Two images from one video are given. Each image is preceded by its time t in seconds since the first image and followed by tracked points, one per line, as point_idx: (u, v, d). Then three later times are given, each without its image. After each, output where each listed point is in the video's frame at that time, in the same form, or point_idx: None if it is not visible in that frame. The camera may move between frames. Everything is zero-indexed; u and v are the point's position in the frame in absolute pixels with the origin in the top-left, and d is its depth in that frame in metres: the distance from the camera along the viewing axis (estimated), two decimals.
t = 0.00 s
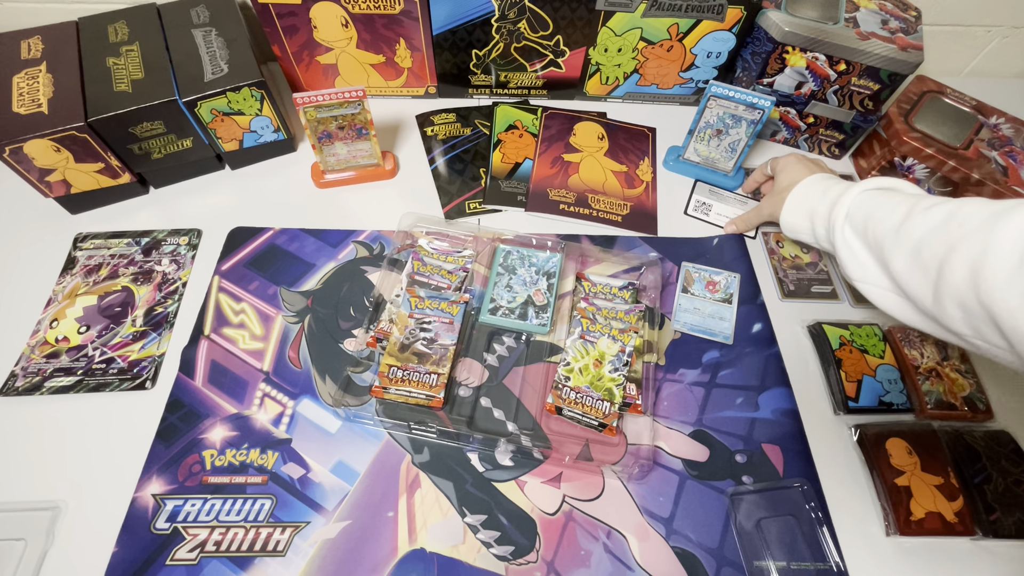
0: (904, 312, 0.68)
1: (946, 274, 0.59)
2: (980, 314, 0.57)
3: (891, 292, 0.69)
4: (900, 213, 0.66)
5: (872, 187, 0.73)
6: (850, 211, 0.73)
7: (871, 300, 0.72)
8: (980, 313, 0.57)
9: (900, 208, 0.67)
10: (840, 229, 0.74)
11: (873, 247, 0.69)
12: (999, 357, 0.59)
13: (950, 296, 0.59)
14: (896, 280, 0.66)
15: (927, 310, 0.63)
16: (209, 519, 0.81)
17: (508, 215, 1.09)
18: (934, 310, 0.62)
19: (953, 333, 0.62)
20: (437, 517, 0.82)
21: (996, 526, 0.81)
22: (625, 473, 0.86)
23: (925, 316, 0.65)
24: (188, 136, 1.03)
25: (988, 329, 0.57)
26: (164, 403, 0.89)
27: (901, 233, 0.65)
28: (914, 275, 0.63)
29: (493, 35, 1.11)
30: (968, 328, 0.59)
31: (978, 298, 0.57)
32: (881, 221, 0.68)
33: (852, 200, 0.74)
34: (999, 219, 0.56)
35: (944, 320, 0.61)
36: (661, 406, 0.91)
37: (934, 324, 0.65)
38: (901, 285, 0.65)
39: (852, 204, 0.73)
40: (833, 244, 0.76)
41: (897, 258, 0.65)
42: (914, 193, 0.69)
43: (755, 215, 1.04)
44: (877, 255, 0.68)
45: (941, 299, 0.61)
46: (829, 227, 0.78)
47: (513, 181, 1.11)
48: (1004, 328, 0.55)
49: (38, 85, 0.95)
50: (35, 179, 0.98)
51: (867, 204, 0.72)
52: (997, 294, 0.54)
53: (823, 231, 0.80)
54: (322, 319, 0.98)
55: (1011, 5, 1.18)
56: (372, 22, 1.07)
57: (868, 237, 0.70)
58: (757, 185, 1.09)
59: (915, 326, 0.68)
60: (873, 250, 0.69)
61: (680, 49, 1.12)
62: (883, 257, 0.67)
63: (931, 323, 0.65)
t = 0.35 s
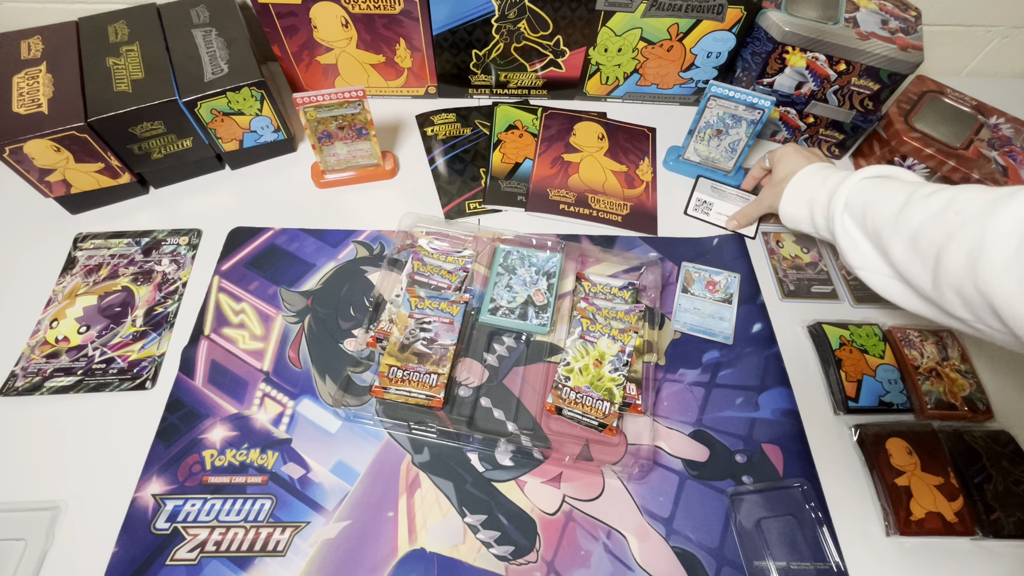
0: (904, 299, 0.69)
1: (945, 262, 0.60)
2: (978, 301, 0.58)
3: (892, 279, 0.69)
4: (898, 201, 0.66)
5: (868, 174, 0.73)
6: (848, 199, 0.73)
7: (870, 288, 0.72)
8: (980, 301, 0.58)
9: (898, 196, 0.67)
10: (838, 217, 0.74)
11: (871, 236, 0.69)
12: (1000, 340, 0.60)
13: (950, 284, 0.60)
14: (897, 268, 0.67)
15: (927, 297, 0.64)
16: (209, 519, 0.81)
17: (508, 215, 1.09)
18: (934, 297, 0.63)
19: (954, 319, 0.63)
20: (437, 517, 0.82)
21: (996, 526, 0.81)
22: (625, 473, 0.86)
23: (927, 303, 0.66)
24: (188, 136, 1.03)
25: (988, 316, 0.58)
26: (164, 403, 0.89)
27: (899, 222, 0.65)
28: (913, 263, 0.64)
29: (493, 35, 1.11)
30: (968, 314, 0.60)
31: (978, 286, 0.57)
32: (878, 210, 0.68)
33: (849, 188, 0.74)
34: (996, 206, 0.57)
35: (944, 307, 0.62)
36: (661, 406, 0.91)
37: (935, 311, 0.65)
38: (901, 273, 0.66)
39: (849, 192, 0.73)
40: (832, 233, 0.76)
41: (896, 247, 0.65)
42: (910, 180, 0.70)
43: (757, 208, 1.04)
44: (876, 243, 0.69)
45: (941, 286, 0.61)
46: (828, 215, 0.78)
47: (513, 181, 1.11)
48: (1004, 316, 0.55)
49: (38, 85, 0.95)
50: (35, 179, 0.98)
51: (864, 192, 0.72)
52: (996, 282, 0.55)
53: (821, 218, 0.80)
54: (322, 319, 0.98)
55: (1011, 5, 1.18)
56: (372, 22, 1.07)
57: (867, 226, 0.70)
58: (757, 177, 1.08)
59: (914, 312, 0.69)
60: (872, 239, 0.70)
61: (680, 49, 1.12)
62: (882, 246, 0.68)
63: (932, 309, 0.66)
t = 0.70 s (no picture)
0: (957, 286, 0.68)
1: None
2: None
3: (950, 262, 0.68)
4: (985, 183, 0.64)
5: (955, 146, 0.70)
6: (928, 169, 0.71)
7: (924, 266, 0.71)
8: None
9: (989, 177, 0.64)
10: (911, 187, 0.72)
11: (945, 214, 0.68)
12: None
13: None
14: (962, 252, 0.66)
15: (990, 289, 0.63)
16: (209, 519, 0.81)
17: (508, 215, 1.09)
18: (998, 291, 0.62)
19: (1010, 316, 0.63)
20: (437, 517, 0.82)
21: (996, 526, 0.81)
22: (625, 473, 0.86)
23: (984, 295, 0.65)
24: (188, 136, 1.03)
25: None
26: (164, 403, 0.89)
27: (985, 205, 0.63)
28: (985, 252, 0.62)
29: (493, 35, 1.11)
30: None
31: None
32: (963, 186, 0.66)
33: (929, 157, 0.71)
34: None
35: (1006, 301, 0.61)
36: (661, 406, 0.91)
37: (990, 305, 0.65)
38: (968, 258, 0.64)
39: (931, 162, 0.71)
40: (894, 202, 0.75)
41: (970, 231, 0.64)
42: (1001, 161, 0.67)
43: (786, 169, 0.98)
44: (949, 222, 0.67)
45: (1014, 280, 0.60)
46: (893, 182, 0.76)
47: (513, 181, 1.11)
48: None
49: (38, 85, 0.95)
50: (35, 179, 0.98)
51: (947, 164, 0.69)
52: None
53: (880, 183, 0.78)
54: (322, 319, 0.98)
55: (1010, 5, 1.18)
56: (372, 22, 1.07)
57: (941, 201, 0.68)
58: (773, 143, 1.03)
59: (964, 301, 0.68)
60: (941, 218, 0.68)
61: (680, 49, 1.12)
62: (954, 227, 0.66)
63: (987, 302, 0.65)
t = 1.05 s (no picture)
0: (916, 322, 0.68)
1: (976, 285, 0.58)
2: (1009, 326, 0.57)
3: (904, 302, 0.68)
4: (914, 220, 0.66)
5: (874, 192, 0.73)
6: (857, 217, 0.72)
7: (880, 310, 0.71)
8: (1008, 325, 0.57)
9: (914, 215, 0.66)
10: (847, 237, 0.73)
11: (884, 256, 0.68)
12: None
13: (977, 309, 0.59)
14: (912, 291, 0.66)
15: (946, 321, 0.63)
16: (209, 519, 0.81)
17: (508, 215, 1.09)
18: (957, 322, 0.61)
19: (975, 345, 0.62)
20: (437, 517, 0.82)
21: (996, 526, 0.81)
22: (625, 473, 0.86)
23: (942, 327, 0.65)
24: (188, 136, 1.03)
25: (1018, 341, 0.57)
26: (164, 403, 0.89)
27: (918, 242, 0.64)
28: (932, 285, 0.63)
29: (493, 35, 1.11)
30: (995, 340, 0.59)
31: (1008, 310, 0.56)
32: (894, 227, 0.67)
33: (857, 206, 0.73)
34: None
35: (968, 332, 0.61)
36: (661, 406, 0.91)
37: (949, 335, 0.65)
38: (920, 296, 0.64)
39: (858, 210, 0.72)
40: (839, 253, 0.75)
41: (915, 269, 0.64)
42: (918, 199, 0.69)
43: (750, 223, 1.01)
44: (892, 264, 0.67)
45: (966, 310, 0.60)
46: (832, 234, 0.77)
47: (513, 181, 1.11)
48: None
49: (39, 85, 0.95)
50: (35, 179, 0.98)
51: (874, 211, 0.70)
52: None
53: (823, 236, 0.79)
54: (322, 319, 0.98)
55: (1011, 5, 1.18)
56: (372, 22, 1.07)
57: (879, 246, 0.69)
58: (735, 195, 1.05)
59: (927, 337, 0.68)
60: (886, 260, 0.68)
61: (680, 49, 1.12)
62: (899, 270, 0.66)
63: (947, 333, 0.65)
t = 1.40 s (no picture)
0: (916, 336, 0.68)
1: (975, 302, 0.58)
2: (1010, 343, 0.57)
3: (903, 316, 0.68)
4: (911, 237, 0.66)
5: (870, 207, 0.73)
6: (853, 232, 0.73)
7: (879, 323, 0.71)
8: (1009, 342, 0.57)
9: (912, 230, 0.66)
10: (844, 251, 0.73)
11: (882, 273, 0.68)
12: None
13: (979, 326, 0.59)
14: (912, 307, 0.66)
15: (946, 336, 0.63)
16: (209, 519, 0.81)
17: (508, 215, 1.09)
18: (957, 338, 0.61)
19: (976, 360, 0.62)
20: (437, 517, 0.82)
21: (996, 526, 0.81)
22: (625, 473, 0.86)
23: (943, 342, 0.64)
24: (188, 136, 1.03)
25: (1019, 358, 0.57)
26: (164, 403, 0.89)
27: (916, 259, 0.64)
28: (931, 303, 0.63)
29: (493, 35, 1.11)
30: (996, 357, 0.59)
31: (1011, 328, 0.56)
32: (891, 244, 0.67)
33: (853, 222, 0.73)
34: None
35: (969, 348, 0.61)
36: (661, 406, 0.91)
37: (951, 350, 0.65)
38: (919, 312, 0.64)
39: (855, 225, 0.73)
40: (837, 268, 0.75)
41: (914, 286, 0.64)
42: (914, 212, 0.69)
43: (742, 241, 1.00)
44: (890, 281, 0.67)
45: (966, 327, 0.60)
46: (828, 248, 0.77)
47: (512, 181, 1.12)
48: None
49: (38, 85, 0.95)
50: (35, 179, 0.98)
51: (871, 226, 0.71)
52: None
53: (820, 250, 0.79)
54: (322, 319, 0.98)
55: (1011, 5, 1.18)
56: (372, 22, 1.07)
57: (877, 263, 0.69)
58: (723, 212, 1.05)
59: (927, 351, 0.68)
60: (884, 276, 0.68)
61: (680, 49, 1.12)
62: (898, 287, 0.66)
63: (947, 347, 0.65)
